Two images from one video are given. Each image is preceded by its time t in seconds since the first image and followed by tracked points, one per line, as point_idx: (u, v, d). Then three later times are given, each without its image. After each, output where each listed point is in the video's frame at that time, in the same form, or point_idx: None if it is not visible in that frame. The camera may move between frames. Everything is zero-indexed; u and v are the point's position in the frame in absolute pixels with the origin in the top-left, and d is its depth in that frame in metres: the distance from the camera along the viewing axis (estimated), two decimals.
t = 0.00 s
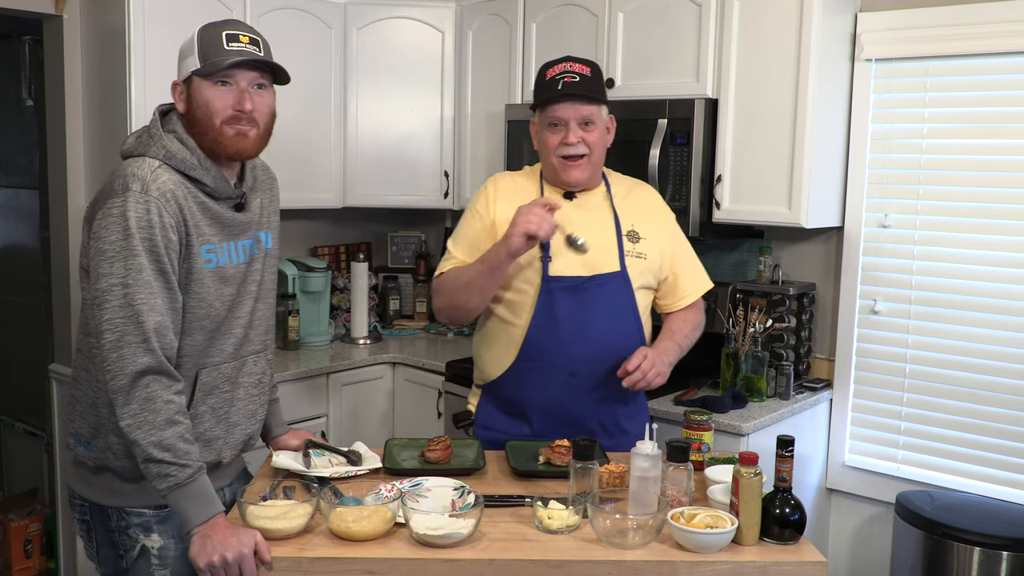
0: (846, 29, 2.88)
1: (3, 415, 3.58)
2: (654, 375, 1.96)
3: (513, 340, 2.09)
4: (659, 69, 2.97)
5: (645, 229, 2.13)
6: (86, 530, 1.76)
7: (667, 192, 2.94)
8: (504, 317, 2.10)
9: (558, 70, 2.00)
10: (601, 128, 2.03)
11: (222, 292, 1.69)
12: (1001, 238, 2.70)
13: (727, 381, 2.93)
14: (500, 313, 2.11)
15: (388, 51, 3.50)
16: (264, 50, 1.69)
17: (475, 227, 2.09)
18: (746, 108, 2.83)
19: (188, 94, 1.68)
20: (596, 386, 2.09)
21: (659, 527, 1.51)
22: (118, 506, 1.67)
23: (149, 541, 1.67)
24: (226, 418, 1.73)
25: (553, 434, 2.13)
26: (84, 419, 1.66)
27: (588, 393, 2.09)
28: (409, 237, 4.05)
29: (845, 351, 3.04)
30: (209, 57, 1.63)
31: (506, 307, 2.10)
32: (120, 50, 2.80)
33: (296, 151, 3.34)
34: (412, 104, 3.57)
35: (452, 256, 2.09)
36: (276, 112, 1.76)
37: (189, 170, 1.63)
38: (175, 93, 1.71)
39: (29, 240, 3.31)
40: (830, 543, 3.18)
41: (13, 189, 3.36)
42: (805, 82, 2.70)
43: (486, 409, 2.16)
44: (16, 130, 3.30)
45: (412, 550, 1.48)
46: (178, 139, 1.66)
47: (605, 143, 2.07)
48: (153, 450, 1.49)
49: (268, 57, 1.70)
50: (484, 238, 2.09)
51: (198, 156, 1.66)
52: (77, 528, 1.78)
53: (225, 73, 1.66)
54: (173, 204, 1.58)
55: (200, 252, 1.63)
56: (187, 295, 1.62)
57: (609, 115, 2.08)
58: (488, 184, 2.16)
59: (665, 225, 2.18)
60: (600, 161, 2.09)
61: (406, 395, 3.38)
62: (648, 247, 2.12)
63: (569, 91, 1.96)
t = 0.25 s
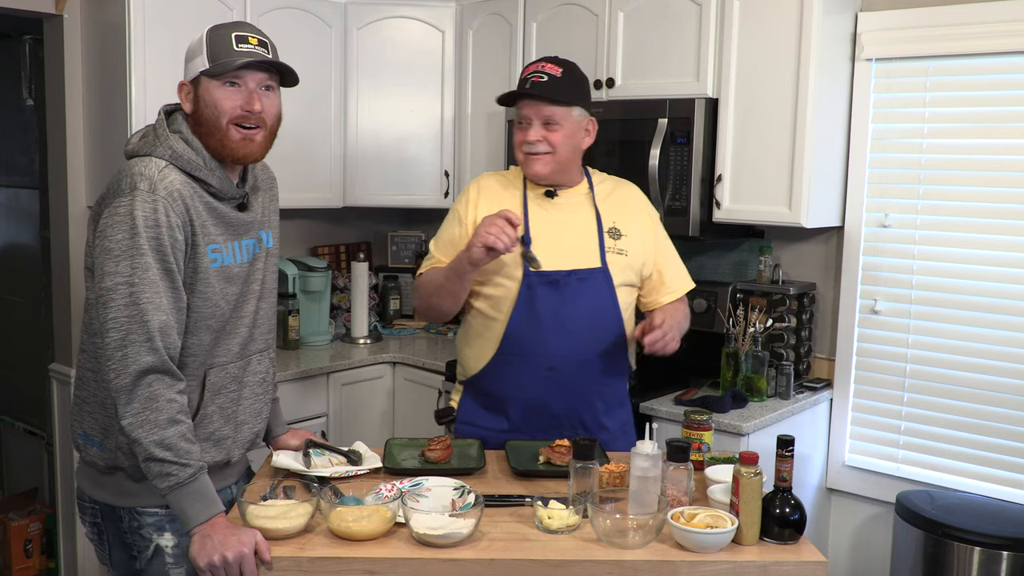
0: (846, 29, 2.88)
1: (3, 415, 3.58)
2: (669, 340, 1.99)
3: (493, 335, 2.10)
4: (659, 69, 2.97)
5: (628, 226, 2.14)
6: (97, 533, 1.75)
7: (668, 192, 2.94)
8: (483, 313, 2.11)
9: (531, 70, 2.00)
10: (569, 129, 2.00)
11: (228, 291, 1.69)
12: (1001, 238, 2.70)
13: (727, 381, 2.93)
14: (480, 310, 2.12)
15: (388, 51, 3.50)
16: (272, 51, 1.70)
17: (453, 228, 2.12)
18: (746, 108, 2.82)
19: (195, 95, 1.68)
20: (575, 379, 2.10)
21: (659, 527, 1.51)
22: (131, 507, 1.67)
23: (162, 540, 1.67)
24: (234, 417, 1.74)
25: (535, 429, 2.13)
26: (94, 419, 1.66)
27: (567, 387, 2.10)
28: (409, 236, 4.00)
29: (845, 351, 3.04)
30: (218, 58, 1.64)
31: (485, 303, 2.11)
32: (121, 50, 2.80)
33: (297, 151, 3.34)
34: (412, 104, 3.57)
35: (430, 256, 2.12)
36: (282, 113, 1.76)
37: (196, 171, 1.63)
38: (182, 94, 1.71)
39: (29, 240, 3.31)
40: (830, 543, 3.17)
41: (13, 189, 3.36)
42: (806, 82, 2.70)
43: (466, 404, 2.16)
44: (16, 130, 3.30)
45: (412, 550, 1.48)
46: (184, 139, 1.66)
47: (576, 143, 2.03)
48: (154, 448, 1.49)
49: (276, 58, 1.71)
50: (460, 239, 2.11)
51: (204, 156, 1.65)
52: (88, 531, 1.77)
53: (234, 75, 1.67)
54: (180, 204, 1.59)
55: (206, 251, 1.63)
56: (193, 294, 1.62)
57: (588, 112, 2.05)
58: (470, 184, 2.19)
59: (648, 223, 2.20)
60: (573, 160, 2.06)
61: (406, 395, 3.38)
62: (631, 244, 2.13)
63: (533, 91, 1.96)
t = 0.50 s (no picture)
0: (846, 28, 2.88)
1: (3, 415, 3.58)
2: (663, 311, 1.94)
3: (474, 329, 2.12)
4: (660, 69, 2.97)
5: (612, 227, 2.16)
6: (105, 539, 1.74)
7: (668, 192, 2.94)
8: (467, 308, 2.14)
9: (516, 72, 2.07)
10: (548, 131, 2.04)
11: (224, 290, 1.68)
12: (1001, 238, 2.70)
13: (727, 381, 2.93)
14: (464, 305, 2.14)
15: (388, 51, 3.50)
16: (259, 53, 1.71)
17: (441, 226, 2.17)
18: (746, 108, 2.82)
19: (182, 96, 1.68)
20: (553, 374, 2.09)
21: (659, 528, 1.51)
22: (143, 511, 1.67)
23: (173, 542, 1.69)
24: (238, 416, 1.74)
25: (514, 426, 2.12)
26: (101, 426, 1.64)
27: (546, 383, 2.09)
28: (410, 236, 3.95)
29: (845, 351, 3.04)
30: (207, 60, 1.64)
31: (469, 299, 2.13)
32: (121, 50, 2.80)
33: (297, 151, 3.34)
34: (412, 104, 3.57)
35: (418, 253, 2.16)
36: (269, 114, 1.76)
37: (187, 171, 1.63)
38: (168, 95, 1.70)
39: (28, 240, 3.31)
40: (830, 543, 3.17)
41: (13, 189, 3.36)
42: (806, 82, 2.70)
43: (446, 401, 2.16)
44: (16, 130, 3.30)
45: (412, 550, 1.48)
46: (173, 141, 1.65)
47: (557, 144, 2.06)
48: (152, 449, 1.49)
49: (264, 60, 1.71)
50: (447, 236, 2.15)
51: (194, 156, 1.65)
52: (98, 538, 1.76)
53: (224, 75, 1.66)
54: (175, 205, 1.59)
55: (202, 251, 1.63)
56: (189, 295, 1.62)
57: (572, 115, 2.08)
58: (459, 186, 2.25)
59: (635, 225, 2.21)
60: (556, 161, 2.08)
61: (406, 395, 3.38)
62: (615, 244, 2.15)
63: (511, 92, 2.02)
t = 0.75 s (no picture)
0: (846, 28, 2.88)
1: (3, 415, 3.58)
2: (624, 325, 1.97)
3: (464, 327, 2.12)
4: (659, 69, 2.97)
5: (602, 228, 2.17)
6: (105, 539, 1.74)
7: (668, 191, 2.94)
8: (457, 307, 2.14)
9: (510, 74, 2.08)
10: (541, 132, 2.04)
11: (215, 288, 1.68)
12: (1001, 238, 2.70)
13: (727, 381, 2.93)
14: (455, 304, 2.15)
15: (388, 51, 3.50)
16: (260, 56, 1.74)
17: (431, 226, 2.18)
18: (746, 107, 2.82)
19: (194, 98, 1.64)
20: (542, 374, 2.09)
21: (659, 528, 1.51)
22: (144, 511, 1.67)
23: (173, 542, 1.69)
24: (235, 413, 1.73)
25: (504, 425, 2.11)
26: (98, 429, 1.64)
27: (536, 382, 2.09)
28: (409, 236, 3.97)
29: (845, 351, 3.04)
30: (228, 64, 1.65)
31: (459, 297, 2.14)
32: (121, 49, 2.80)
33: (297, 151, 3.34)
34: (412, 104, 3.57)
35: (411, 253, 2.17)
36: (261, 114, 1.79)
37: (177, 171, 1.63)
38: (173, 94, 1.64)
39: (28, 240, 3.31)
40: (830, 543, 3.17)
41: (13, 188, 3.36)
42: (806, 82, 2.70)
43: (436, 401, 2.16)
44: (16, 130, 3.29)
45: (412, 549, 1.48)
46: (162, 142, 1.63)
47: (550, 145, 2.06)
48: (149, 451, 1.49)
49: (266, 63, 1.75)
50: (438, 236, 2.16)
51: (183, 156, 1.65)
52: (97, 538, 1.76)
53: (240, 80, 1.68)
54: (169, 206, 1.59)
55: (194, 251, 1.63)
56: (183, 296, 1.62)
57: (566, 117, 2.09)
58: (451, 188, 2.26)
59: (626, 228, 2.21)
60: (551, 162, 2.09)
61: (406, 395, 3.38)
62: (605, 246, 2.15)
63: (506, 93, 2.03)
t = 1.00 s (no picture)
0: (846, 28, 2.88)
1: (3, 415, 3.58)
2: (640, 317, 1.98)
3: (461, 328, 2.12)
4: (659, 69, 2.97)
5: (596, 228, 2.19)
6: (97, 534, 1.73)
7: (668, 191, 2.94)
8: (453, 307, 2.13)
9: (501, 76, 2.08)
10: (533, 132, 2.05)
11: (205, 288, 1.68)
12: (1001, 238, 2.70)
13: (727, 381, 2.93)
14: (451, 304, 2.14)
15: (388, 51, 3.51)
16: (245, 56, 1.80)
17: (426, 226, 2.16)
18: (746, 107, 2.82)
19: (205, 95, 1.67)
20: (540, 374, 2.09)
21: (659, 528, 1.51)
22: (137, 508, 1.67)
23: (166, 541, 1.69)
24: (228, 413, 1.74)
25: (502, 425, 2.11)
26: (93, 429, 1.63)
27: (534, 382, 2.09)
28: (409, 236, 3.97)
29: (845, 351, 3.04)
30: (235, 63, 1.71)
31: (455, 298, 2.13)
32: (121, 49, 2.80)
33: (297, 151, 3.34)
34: (412, 104, 3.57)
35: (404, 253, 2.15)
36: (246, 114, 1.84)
37: (169, 169, 1.62)
38: (184, 91, 1.65)
39: (28, 240, 3.31)
40: (830, 543, 3.17)
41: (13, 189, 3.36)
42: (806, 82, 2.71)
43: (433, 402, 2.14)
44: (16, 130, 3.29)
45: (412, 549, 1.48)
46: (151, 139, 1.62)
47: (542, 145, 2.07)
48: (149, 451, 1.49)
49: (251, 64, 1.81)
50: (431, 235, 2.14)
51: (173, 153, 1.64)
52: (87, 532, 1.76)
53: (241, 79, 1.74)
54: (164, 205, 1.59)
55: (187, 249, 1.63)
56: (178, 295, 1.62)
57: (558, 118, 2.09)
58: (444, 189, 2.24)
59: (619, 227, 2.23)
60: (542, 163, 2.09)
61: (406, 395, 3.38)
62: (600, 245, 2.17)
63: (499, 94, 2.02)
